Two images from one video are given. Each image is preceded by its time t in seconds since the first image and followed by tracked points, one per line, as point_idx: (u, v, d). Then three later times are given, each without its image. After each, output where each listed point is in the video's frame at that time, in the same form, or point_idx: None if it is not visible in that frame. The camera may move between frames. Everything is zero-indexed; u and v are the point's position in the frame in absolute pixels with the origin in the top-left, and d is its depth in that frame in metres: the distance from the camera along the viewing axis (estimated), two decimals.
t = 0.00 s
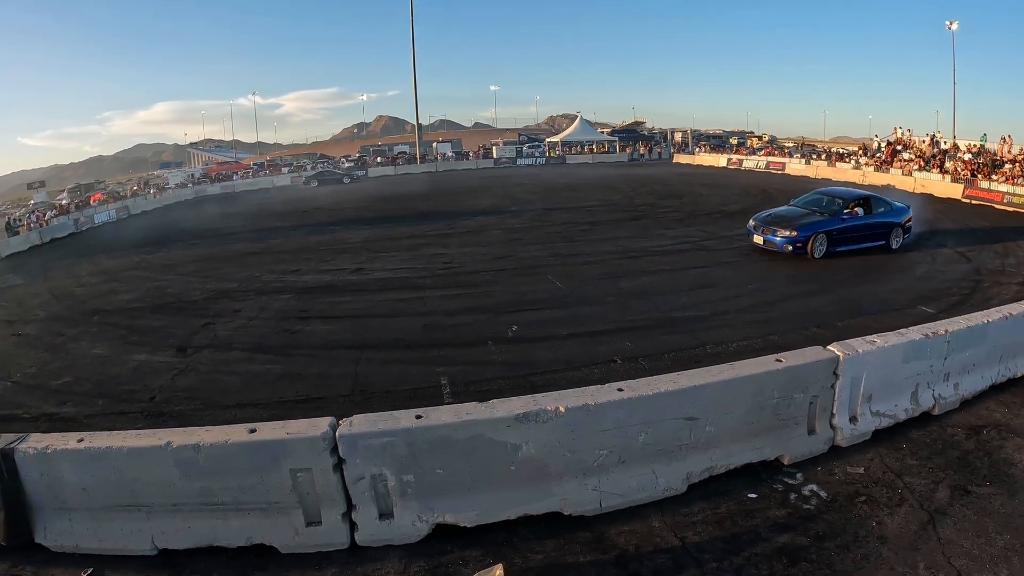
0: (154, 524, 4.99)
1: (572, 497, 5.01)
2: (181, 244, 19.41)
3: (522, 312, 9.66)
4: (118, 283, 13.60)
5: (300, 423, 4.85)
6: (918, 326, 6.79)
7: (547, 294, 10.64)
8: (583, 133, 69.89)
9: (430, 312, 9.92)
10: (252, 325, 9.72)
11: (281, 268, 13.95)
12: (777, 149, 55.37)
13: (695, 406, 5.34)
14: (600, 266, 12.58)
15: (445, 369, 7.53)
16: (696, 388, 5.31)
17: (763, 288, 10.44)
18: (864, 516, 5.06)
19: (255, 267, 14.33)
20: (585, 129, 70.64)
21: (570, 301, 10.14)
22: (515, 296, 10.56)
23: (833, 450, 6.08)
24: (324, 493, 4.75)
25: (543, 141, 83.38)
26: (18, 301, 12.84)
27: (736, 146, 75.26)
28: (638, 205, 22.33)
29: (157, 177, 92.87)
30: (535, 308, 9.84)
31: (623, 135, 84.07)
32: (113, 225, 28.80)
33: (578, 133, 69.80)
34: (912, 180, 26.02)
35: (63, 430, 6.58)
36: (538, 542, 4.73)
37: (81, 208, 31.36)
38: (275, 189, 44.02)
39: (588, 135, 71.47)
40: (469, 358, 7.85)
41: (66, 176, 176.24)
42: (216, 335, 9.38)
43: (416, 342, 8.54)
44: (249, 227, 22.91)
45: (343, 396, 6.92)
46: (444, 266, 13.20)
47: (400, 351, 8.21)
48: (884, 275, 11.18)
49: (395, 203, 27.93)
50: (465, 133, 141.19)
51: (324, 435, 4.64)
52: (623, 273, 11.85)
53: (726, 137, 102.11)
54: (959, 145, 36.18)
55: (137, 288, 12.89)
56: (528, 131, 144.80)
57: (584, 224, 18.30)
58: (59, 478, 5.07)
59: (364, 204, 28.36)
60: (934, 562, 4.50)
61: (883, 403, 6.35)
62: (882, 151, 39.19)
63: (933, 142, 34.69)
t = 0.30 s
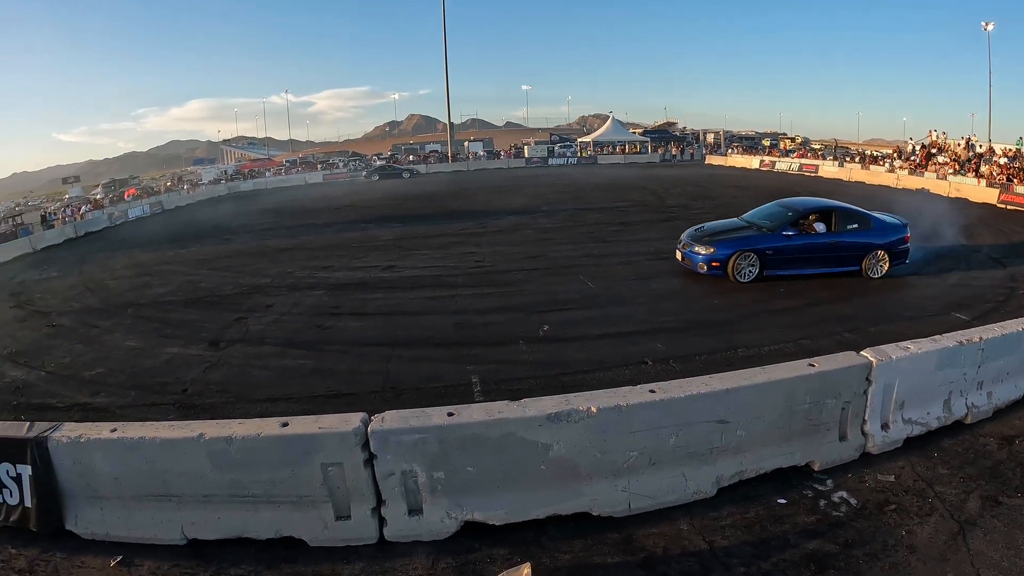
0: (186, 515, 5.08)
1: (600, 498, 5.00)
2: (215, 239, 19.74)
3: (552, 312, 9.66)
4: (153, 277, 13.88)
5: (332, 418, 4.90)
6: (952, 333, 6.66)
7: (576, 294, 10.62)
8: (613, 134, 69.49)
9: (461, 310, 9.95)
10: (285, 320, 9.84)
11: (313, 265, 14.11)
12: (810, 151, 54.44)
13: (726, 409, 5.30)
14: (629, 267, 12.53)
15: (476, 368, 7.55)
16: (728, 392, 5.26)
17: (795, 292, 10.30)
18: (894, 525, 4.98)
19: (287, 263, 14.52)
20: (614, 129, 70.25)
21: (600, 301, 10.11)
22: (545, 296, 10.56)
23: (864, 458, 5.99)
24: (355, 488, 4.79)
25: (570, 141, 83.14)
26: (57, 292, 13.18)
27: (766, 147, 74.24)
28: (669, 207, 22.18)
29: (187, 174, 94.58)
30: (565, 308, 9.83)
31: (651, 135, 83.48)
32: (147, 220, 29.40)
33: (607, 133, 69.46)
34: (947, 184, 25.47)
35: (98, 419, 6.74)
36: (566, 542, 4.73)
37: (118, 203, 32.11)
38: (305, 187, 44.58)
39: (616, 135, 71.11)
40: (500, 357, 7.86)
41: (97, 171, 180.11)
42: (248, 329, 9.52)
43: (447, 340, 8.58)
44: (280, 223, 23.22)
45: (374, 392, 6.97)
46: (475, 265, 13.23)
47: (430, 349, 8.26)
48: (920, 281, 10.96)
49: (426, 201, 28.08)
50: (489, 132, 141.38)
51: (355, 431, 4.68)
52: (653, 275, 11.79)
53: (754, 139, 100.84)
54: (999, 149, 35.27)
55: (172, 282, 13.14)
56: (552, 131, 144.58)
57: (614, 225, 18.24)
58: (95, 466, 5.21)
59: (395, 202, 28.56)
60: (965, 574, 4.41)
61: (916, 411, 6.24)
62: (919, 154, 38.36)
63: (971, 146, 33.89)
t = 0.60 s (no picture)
0: (228, 502, 5.20)
1: (638, 498, 5.00)
2: (259, 233, 20.15)
3: (593, 311, 9.67)
4: (197, 269, 14.22)
5: (375, 411, 4.97)
6: (996, 342, 6.50)
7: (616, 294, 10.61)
8: (651, 134, 68.83)
9: (502, 308, 10.01)
10: (327, 314, 10.00)
11: (354, 260, 14.29)
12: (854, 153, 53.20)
13: (768, 413, 5.25)
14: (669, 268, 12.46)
15: (518, 365, 7.60)
16: (770, 395, 5.21)
17: (837, 297, 10.14)
18: (932, 535, 4.89)
19: (329, 258, 14.74)
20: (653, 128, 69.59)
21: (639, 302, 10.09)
22: (586, 296, 10.58)
23: (903, 466, 5.89)
24: (396, 481, 4.86)
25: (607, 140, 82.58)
26: (104, 282, 13.61)
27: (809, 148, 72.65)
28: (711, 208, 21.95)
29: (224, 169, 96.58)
30: (605, 308, 9.83)
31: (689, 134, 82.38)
32: (192, 213, 30.16)
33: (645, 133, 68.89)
34: (995, 189, 24.72)
35: (143, 406, 6.94)
36: (603, 541, 4.73)
37: (165, 197, 33.06)
38: (342, 183, 45.18)
39: (654, 135, 70.45)
40: (541, 355, 7.89)
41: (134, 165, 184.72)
42: (291, 322, 9.70)
43: (488, 337, 8.64)
44: (321, 218, 23.58)
45: (416, 386, 7.06)
46: (515, 264, 13.28)
47: (471, 346, 8.33)
48: (967, 289, 10.68)
49: (465, 199, 28.22)
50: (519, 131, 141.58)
51: (399, 424, 4.75)
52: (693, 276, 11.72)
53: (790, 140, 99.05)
54: None
55: (216, 274, 13.45)
56: (583, 130, 143.96)
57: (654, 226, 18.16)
58: (140, 452, 5.37)
59: (433, 200, 28.78)
60: None
61: (957, 420, 6.11)
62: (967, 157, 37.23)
63: None
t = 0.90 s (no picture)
0: (273, 489, 5.31)
1: (680, 500, 4.99)
2: (305, 226, 20.54)
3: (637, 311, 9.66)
4: (243, 260, 14.57)
5: (421, 404, 5.05)
6: None
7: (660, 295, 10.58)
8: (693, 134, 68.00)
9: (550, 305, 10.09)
10: (372, 308, 10.15)
11: (399, 255, 14.47)
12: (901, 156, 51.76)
13: (814, 418, 5.20)
14: (713, 270, 12.38)
15: (562, 363, 7.63)
16: (816, 400, 5.16)
17: (884, 304, 9.95)
18: (974, 548, 4.77)
19: (373, 252, 14.95)
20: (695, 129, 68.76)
21: (682, 304, 10.05)
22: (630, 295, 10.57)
23: (948, 478, 5.76)
24: (440, 474, 4.93)
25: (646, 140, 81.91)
26: (153, 272, 14.05)
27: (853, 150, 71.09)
28: (757, 210, 21.67)
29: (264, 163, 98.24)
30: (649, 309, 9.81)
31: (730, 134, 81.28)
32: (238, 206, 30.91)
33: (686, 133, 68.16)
34: None
35: (191, 393, 7.14)
36: (643, 541, 4.73)
37: (213, 190, 33.96)
38: (382, 179, 45.79)
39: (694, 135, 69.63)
40: (586, 354, 7.91)
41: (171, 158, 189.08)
42: (336, 314, 9.87)
43: (533, 334, 8.70)
44: (365, 214, 23.94)
45: (461, 381, 7.14)
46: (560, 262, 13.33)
47: (516, 343, 8.38)
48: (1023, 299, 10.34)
49: (507, 197, 28.32)
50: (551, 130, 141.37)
51: (445, 418, 4.82)
52: (738, 279, 11.63)
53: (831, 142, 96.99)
54: None
55: (262, 266, 13.74)
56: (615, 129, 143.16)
57: (698, 227, 18.03)
58: (188, 437, 5.52)
59: (474, 196, 28.96)
60: None
61: (1005, 432, 5.91)
62: None
63: None
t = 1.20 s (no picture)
0: (319, 478, 5.40)
1: (726, 503, 4.94)
2: (352, 220, 20.90)
3: (684, 312, 9.60)
4: (291, 252, 14.90)
5: (470, 398, 5.10)
6: None
7: (706, 296, 10.49)
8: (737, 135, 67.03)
9: (600, 303, 10.13)
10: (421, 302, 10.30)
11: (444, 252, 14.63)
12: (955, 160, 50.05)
13: (864, 425, 5.09)
14: (762, 272, 12.21)
15: (609, 362, 7.63)
16: (867, 407, 5.05)
17: (939, 311, 9.65)
18: (1022, 564, 4.52)
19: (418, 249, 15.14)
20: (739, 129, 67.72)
21: (729, 306, 9.94)
22: (677, 296, 10.51)
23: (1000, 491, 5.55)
24: (487, 468, 4.97)
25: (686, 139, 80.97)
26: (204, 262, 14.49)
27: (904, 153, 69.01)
28: (806, 213, 21.28)
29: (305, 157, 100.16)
30: (696, 310, 9.74)
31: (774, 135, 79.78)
32: (286, 199, 31.64)
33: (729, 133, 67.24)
34: None
35: (240, 380, 7.31)
36: (686, 544, 4.69)
37: (263, 184, 34.86)
38: (423, 174, 46.30)
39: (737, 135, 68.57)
40: (633, 352, 7.91)
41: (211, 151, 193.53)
42: (384, 308, 10.03)
43: (580, 332, 8.71)
44: (410, 209, 24.26)
45: (508, 377, 7.18)
46: (607, 262, 13.29)
47: (562, 340, 8.40)
48: None
49: (550, 194, 28.40)
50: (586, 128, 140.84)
51: (495, 413, 4.87)
52: (788, 282, 11.45)
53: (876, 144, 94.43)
54: None
55: (310, 258, 14.03)
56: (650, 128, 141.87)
57: (745, 228, 17.81)
58: (237, 424, 5.65)
59: (517, 193, 29.09)
60: None
61: None
62: None
63: None
